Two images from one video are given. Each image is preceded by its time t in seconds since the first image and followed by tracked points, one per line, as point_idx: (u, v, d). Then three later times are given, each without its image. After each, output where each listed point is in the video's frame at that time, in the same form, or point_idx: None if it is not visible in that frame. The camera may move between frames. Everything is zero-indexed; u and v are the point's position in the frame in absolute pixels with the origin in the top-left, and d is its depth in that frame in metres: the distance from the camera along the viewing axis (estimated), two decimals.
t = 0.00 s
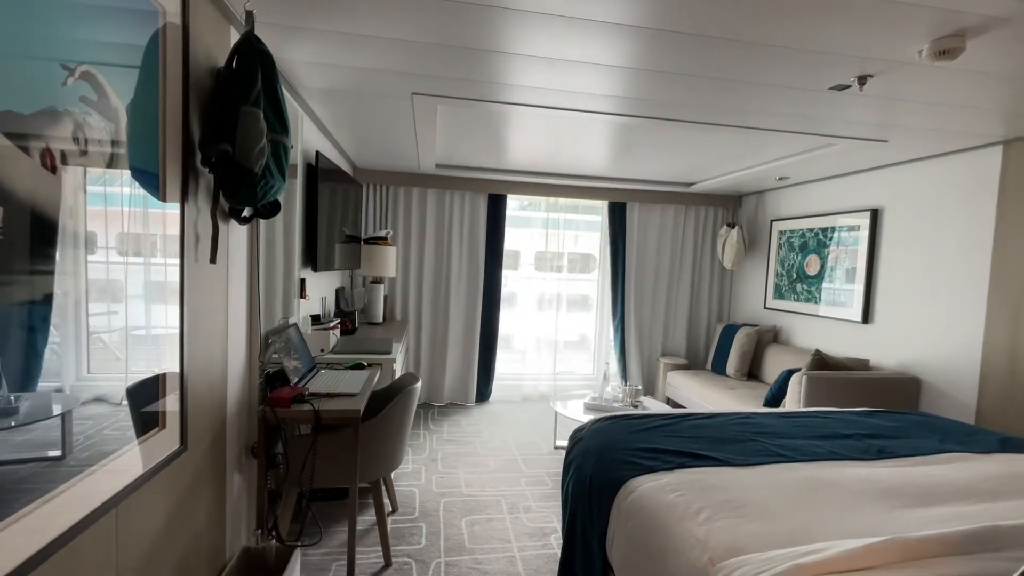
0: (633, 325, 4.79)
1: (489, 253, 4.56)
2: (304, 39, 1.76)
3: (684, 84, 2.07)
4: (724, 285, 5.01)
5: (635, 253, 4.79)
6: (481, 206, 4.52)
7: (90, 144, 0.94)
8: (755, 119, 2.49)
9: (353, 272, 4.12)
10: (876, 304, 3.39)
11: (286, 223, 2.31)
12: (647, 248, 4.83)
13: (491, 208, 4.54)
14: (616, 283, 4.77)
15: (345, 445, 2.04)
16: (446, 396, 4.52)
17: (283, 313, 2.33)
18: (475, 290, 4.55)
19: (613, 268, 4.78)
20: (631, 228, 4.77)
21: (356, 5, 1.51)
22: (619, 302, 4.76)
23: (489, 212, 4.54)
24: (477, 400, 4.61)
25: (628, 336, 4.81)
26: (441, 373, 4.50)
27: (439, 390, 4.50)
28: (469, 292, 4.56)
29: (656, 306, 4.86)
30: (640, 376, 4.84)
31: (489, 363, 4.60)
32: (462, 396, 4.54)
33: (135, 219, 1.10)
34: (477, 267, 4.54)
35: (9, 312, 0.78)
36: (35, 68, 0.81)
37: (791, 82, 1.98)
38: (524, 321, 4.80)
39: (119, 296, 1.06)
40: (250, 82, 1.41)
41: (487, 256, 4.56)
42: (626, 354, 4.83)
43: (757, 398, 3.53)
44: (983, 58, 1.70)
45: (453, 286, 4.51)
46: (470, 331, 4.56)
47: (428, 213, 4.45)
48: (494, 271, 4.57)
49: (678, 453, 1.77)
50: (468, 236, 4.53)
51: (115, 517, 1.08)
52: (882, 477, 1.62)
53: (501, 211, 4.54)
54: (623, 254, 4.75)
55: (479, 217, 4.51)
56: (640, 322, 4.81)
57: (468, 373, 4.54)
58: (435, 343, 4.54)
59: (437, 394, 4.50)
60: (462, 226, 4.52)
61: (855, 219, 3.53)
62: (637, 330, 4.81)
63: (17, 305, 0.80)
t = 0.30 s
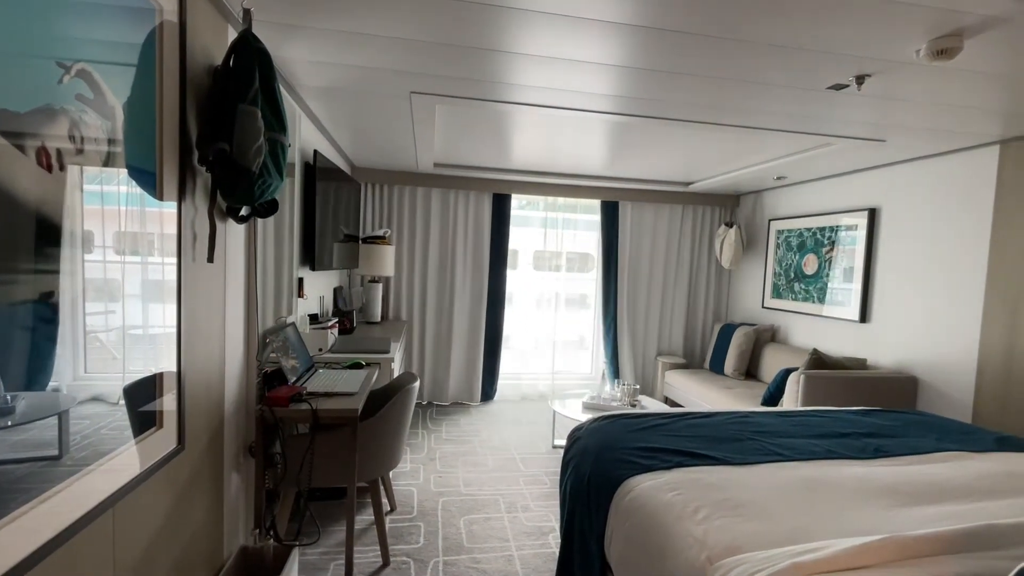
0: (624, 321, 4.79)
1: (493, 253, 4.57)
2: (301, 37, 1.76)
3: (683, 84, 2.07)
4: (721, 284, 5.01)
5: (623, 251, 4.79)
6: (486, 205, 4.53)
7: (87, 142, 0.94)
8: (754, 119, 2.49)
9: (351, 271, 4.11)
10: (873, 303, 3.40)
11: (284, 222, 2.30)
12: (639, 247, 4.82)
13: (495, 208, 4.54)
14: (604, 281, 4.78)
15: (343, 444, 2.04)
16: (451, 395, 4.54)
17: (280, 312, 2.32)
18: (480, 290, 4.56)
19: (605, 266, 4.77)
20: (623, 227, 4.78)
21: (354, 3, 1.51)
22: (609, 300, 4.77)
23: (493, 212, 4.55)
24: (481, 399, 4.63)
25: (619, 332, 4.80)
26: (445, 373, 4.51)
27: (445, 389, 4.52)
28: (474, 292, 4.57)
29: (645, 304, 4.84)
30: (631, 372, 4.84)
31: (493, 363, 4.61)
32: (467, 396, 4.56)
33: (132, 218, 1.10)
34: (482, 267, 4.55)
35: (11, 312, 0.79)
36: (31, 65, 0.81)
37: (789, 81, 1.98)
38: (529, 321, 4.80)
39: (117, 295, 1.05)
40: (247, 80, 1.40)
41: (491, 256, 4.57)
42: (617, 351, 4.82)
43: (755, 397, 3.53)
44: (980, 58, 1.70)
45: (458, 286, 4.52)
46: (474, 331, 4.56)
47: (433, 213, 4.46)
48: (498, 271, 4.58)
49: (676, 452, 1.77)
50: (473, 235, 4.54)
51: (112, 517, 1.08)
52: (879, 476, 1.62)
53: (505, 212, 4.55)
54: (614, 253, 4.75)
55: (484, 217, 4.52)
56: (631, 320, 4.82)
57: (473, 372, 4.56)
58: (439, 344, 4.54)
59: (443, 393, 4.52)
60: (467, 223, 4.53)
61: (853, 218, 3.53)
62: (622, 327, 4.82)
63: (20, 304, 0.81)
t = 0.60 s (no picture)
0: (615, 320, 4.80)
1: (497, 254, 4.59)
2: (299, 36, 1.75)
3: (681, 83, 2.07)
4: (719, 284, 5.02)
5: (618, 251, 4.79)
6: (491, 205, 4.55)
7: (84, 141, 0.94)
8: (752, 118, 2.49)
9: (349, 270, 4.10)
10: (871, 303, 3.41)
11: (282, 221, 2.30)
12: (633, 248, 4.82)
13: (501, 207, 4.57)
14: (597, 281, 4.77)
15: (342, 443, 2.04)
16: (457, 395, 4.56)
17: (279, 312, 2.32)
18: (485, 290, 4.58)
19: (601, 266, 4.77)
20: (616, 229, 4.78)
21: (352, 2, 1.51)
22: (603, 301, 4.78)
23: (498, 212, 4.57)
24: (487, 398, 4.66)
25: (613, 332, 4.81)
26: (452, 372, 4.54)
27: (451, 389, 4.54)
28: (476, 292, 4.58)
29: (637, 304, 4.84)
30: (627, 372, 4.85)
31: (499, 363, 4.64)
32: (473, 395, 4.59)
33: (129, 217, 1.10)
34: (487, 268, 4.56)
35: (11, 311, 0.79)
36: (28, 64, 0.80)
37: (787, 81, 1.99)
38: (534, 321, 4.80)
39: (114, 294, 1.05)
40: (245, 79, 1.40)
41: (496, 257, 4.58)
42: (613, 350, 4.84)
43: (754, 397, 3.54)
44: (979, 58, 1.70)
45: (463, 286, 4.54)
46: (478, 330, 4.58)
47: (438, 213, 4.47)
48: (503, 271, 4.60)
49: (674, 451, 1.77)
50: (479, 235, 4.55)
51: (110, 517, 1.08)
52: (876, 475, 1.63)
53: (512, 215, 4.59)
54: (609, 253, 4.76)
55: (489, 218, 4.53)
56: (624, 320, 4.83)
57: (479, 372, 4.58)
58: (444, 344, 4.56)
59: (449, 392, 4.55)
60: (472, 223, 4.54)
61: (851, 218, 3.54)
62: (617, 327, 4.83)
63: (17, 303, 0.81)
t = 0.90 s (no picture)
0: (613, 319, 4.79)
1: (502, 254, 4.60)
2: (297, 35, 1.75)
3: (680, 83, 2.07)
4: (718, 283, 5.02)
5: (615, 250, 4.79)
6: (496, 205, 4.54)
7: (83, 140, 0.94)
8: (751, 118, 2.50)
9: (348, 270, 4.10)
10: (869, 302, 3.42)
11: (281, 221, 2.30)
12: (627, 247, 4.82)
13: (506, 207, 4.57)
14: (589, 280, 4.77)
15: (340, 443, 2.04)
16: (461, 395, 4.57)
17: (279, 311, 2.33)
18: (490, 290, 4.57)
19: (598, 267, 4.77)
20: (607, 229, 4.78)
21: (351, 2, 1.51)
22: (599, 300, 4.77)
23: (504, 212, 4.57)
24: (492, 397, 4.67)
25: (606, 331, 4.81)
26: (457, 372, 4.54)
27: (457, 388, 4.55)
28: (477, 292, 4.58)
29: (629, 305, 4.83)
30: (626, 371, 4.86)
31: (504, 362, 4.65)
32: (479, 394, 4.60)
33: (128, 216, 1.09)
34: (493, 268, 4.56)
35: (9, 310, 0.79)
36: (26, 63, 0.80)
37: (786, 81, 1.99)
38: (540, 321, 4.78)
39: (113, 293, 1.05)
40: (244, 78, 1.40)
41: (502, 257, 4.59)
42: (612, 350, 4.84)
43: (753, 396, 3.55)
44: (977, 58, 1.71)
45: (469, 286, 4.53)
46: (481, 330, 4.58)
47: (439, 212, 4.47)
48: (510, 271, 4.61)
49: (673, 450, 1.78)
50: (484, 234, 4.55)
51: (109, 516, 1.08)
52: (874, 473, 1.63)
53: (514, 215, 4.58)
54: (605, 253, 4.76)
55: (494, 218, 4.53)
56: (622, 320, 4.83)
57: (485, 372, 4.60)
58: (449, 344, 4.56)
59: (455, 392, 4.56)
60: (477, 223, 4.53)
61: (849, 218, 3.55)
62: (614, 326, 4.83)
63: (15, 302, 0.80)
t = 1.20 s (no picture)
0: (612, 318, 4.79)
1: (508, 254, 4.60)
2: (296, 34, 1.75)
3: (680, 82, 2.08)
4: (717, 283, 5.03)
5: (613, 249, 4.79)
6: (502, 205, 4.54)
7: (82, 139, 0.93)
8: (749, 117, 2.50)
9: (348, 269, 4.10)
10: (868, 301, 3.42)
11: (281, 220, 2.30)
12: (626, 246, 4.81)
13: (512, 207, 4.57)
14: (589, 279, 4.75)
15: (339, 442, 2.04)
16: (464, 394, 4.58)
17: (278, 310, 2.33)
18: (491, 289, 4.57)
19: (599, 265, 4.76)
20: (602, 227, 4.77)
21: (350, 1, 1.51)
22: (599, 300, 4.78)
23: (510, 212, 4.57)
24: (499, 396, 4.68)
25: (606, 330, 4.80)
26: (463, 370, 4.55)
27: (462, 387, 4.56)
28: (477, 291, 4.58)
29: (628, 304, 4.81)
30: (626, 370, 4.87)
31: (509, 361, 4.66)
32: (486, 393, 4.61)
33: (127, 215, 1.09)
34: (498, 267, 4.56)
35: (7, 310, 0.79)
36: (26, 63, 0.80)
37: (784, 80, 1.99)
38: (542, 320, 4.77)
39: (113, 293, 1.05)
40: (243, 78, 1.40)
41: (507, 256, 4.59)
42: (612, 349, 4.85)
43: (752, 395, 3.55)
44: (975, 57, 1.71)
45: (475, 285, 4.54)
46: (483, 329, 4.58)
47: (440, 212, 4.46)
48: (515, 270, 4.61)
49: (672, 449, 1.78)
50: (490, 234, 4.55)
51: (109, 516, 1.08)
52: (872, 472, 1.64)
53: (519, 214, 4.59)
54: (605, 252, 4.75)
55: (500, 218, 4.53)
56: (622, 319, 4.83)
57: (491, 371, 4.60)
58: (454, 343, 4.57)
59: (461, 391, 4.56)
60: (483, 223, 4.54)
61: (848, 217, 3.55)
62: (614, 325, 4.83)
63: (14, 302, 0.80)
